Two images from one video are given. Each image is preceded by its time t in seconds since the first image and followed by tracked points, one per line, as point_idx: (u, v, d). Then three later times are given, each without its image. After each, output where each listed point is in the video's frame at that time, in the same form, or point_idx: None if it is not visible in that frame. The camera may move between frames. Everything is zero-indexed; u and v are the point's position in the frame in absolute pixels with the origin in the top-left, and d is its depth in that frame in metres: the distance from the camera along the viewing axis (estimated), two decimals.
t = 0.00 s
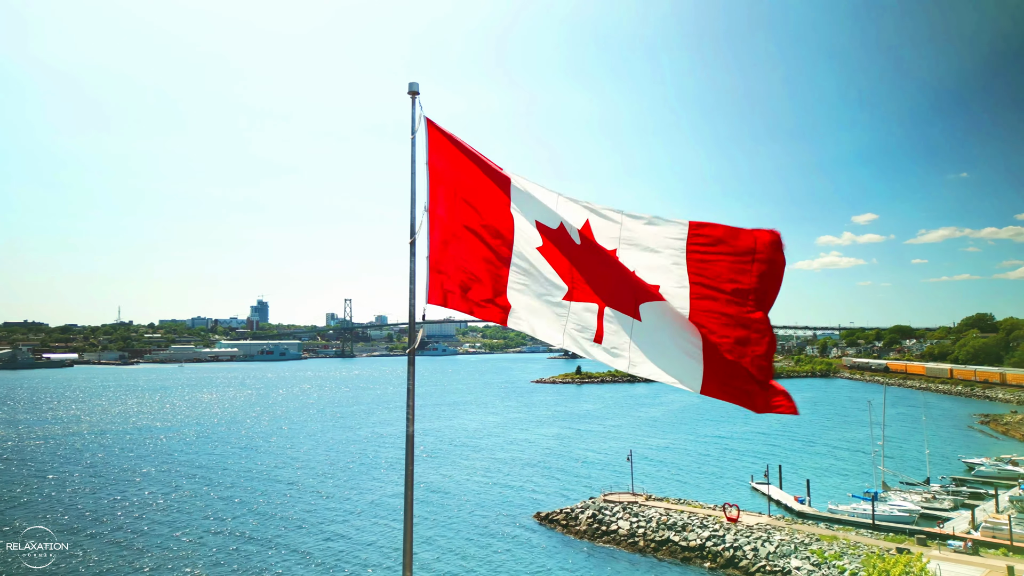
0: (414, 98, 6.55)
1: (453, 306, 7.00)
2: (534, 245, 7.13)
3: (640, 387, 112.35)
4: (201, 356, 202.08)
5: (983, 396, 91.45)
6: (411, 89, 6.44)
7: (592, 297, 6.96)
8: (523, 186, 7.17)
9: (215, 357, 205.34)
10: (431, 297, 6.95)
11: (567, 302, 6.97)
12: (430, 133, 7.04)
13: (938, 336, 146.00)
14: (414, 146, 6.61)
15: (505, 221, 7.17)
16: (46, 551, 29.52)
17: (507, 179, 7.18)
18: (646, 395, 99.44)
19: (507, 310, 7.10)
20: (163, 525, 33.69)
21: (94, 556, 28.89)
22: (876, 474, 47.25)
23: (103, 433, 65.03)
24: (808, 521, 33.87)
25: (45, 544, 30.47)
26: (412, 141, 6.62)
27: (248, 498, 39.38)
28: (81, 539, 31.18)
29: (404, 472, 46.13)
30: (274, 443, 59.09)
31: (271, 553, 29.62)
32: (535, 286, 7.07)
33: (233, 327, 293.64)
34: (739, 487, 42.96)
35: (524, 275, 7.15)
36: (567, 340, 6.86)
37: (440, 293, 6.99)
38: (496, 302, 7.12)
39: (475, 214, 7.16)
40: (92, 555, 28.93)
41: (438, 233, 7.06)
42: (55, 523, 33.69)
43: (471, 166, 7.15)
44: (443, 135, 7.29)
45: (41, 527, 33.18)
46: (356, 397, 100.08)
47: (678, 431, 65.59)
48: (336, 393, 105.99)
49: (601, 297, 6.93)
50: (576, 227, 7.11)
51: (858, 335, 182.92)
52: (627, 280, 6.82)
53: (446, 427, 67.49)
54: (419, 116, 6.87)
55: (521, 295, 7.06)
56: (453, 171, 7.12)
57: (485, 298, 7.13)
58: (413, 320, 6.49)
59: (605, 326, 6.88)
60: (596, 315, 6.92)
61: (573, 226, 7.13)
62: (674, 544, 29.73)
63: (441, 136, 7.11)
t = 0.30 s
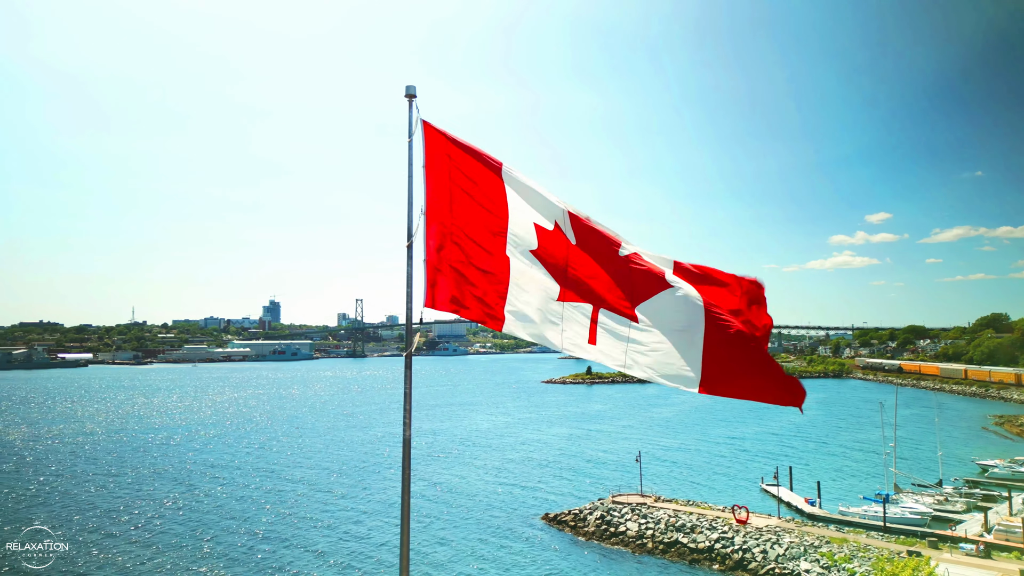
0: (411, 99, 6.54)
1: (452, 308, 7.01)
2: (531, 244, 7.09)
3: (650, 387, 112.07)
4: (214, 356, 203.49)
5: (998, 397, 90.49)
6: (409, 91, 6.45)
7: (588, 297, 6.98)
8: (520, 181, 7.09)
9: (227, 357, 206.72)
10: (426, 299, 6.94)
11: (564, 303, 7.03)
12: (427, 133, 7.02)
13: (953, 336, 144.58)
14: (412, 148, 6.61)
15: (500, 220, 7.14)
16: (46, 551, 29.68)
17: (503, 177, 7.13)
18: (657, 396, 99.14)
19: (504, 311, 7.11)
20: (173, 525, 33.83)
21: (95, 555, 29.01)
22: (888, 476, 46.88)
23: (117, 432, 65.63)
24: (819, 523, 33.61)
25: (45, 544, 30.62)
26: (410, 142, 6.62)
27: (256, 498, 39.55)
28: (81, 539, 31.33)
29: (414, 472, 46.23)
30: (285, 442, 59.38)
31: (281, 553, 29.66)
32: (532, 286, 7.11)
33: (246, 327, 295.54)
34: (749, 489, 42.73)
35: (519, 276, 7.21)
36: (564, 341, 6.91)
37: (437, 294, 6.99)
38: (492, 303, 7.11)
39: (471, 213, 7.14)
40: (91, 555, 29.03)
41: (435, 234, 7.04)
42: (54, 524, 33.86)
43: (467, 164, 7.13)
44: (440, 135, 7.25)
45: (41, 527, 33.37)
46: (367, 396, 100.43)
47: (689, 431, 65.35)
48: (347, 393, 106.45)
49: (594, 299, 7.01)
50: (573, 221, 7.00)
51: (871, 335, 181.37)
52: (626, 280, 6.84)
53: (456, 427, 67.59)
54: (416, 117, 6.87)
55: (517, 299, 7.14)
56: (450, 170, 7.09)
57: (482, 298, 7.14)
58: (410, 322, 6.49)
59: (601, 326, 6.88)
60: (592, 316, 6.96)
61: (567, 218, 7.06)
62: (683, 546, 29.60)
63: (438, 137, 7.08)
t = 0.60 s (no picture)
0: (407, 105, 6.52)
1: (447, 314, 7.01)
2: (526, 249, 6.97)
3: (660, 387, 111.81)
4: (225, 356, 204.94)
5: (1011, 398, 89.53)
6: (406, 95, 6.42)
7: (581, 303, 6.79)
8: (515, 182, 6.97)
9: (238, 357, 208.07)
10: (422, 304, 6.99)
11: (558, 310, 6.88)
12: (422, 136, 6.99)
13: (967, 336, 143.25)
14: (408, 153, 6.59)
15: (495, 224, 7.10)
16: (47, 551, 29.85)
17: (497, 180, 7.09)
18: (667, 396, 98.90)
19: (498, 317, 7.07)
20: (182, 525, 34.00)
21: (94, 555, 29.13)
22: (898, 477, 46.48)
23: (129, 431, 66.23)
24: (829, 525, 33.38)
25: (46, 544, 30.82)
26: (406, 147, 6.59)
27: (264, 497, 39.75)
28: (80, 539, 31.48)
29: (422, 473, 46.38)
30: (295, 442, 59.66)
31: (289, 553, 29.73)
32: (526, 291, 6.99)
33: (257, 328, 297.29)
34: (758, 490, 42.47)
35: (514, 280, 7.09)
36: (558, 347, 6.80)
37: (433, 299, 7.05)
38: (488, 308, 7.11)
39: (466, 218, 7.13)
40: (89, 556, 29.12)
41: (430, 240, 7.09)
42: (54, 524, 34.03)
43: (463, 170, 7.09)
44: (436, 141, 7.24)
45: (41, 527, 33.55)
46: (377, 396, 100.82)
47: (698, 432, 65.19)
48: (357, 393, 106.90)
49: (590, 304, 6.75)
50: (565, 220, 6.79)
51: (883, 335, 179.94)
52: (620, 282, 6.59)
53: (466, 427, 67.67)
54: (412, 122, 6.86)
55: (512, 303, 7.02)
56: (446, 178, 7.12)
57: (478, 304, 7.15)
58: (407, 327, 6.51)
59: (595, 332, 6.72)
60: (586, 323, 6.77)
61: (559, 218, 6.84)
62: (691, 547, 29.47)
63: (434, 140, 7.07)
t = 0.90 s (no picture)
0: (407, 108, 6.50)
1: (446, 316, 7.02)
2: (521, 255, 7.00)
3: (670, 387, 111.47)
4: (237, 356, 205.96)
5: None
6: (405, 99, 6.41)
7: (574, 311, 6.84)
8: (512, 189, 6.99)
9: (250, 357, 209.13)
10: (421, 306, 7.02)
11: (551, 316, 6.93)
12: (423, 139, 6.99)
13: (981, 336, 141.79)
14: (407, 156, 6.58)
15: (490, 230, 7.08)
16: (46, 551, 29.97)
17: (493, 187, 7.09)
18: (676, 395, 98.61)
19: (494, 321, 7.08)
20: (191, 524, 34.17)
21: (92, 556, 29.20)
22: (909, 479, 46.09)
23: (141, 431, 66.71)
24: (838, 527, 33.15)
25: (45, 544, 30.94)
26: (405, 150, 6.58)
27: (271, 497, 39.92)
28: (80, 539, 31.59)
29: (430, 472, 46.47)
30: (305, 442, 59.92)
31: (297, 553, 29.78)
32: (520, 297, 7.04)
33: (268, 328, 298.74)
34: (767, 491, 42.24)
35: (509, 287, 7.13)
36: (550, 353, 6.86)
37: (431, 301, 7.06)
38: (481, 312, 7.12)
39: (466, 220, 7.11)
40: (89, 556, 29.19)
41: (431, 244, 7.06)
42: (54, 524, 34.17)
43: (463, 174, 7.07)
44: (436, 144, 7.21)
45: (40, 527, 33.71)
46: (388, 396, 101.11)
47: (708, 432, 64.92)
48: (367, 393, 107.23)
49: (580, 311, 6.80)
50: (558, 229, 6.81)
51: (895, 335, 178.45)
52: (608, 295, 6.60)
53: (476, 427, 67.72)
54: (413, 124, 6.83)
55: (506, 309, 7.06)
56: (447, 179, 7.10)
57: (475, 308, 7.15)
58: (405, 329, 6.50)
59: (586, 341, 6.76)
60: (577, 331, 6.81)
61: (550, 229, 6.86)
62: (699, 549, 29.35)
63: (434, 143, 7.03)
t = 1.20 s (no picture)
0: (407, 112, 6.52)
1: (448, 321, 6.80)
2: (522, 259, 7.09)
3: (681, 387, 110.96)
4: (249, 356, 206.86)
5: None
6: (406, 104, 6.45)
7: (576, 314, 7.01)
8: (508, 197, 7.08)
9: (262, 357, 210.21)
10: (423, 309, 6.78)
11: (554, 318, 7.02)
12: (422, 144, 6.95)
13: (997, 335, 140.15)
14: (407, 160, 6.56)
15: (491, 235, 7.13)
16: (47, 552, 30.09)
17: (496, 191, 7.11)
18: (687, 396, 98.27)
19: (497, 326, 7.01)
20: (199, 524, 34.32)
21: (92, 556, 29.28)
22: (921, 480, 45.66)
23: (153, 431, 67.16)
24: (849, 528, 32.91)
25: (45, 545, 31.06)
26: (405, 154, 6.59)
27: (280, 496, 40.08)
28: (80, 540, 31.70)
29: (440, 472, 46.56)
30: (315, 441, 60.16)
31: (305, 553, 29.85)
32: (522, 302, 7.07)
33: (280, 328, 300.16)
34: (778, 492, 42.03)
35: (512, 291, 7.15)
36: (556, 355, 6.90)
37: (433, 304, 6.82)
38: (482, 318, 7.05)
39: (467, 225, 7.09)
40: (89, 556, 29.30)
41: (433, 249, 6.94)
42: (54, 524, 34.33)
43: (464, 180, 7.08)
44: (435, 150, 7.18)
45: (41, 527, 33.89)
46: (398, 396, 101.31)
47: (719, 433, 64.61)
48: (378, 392, 107.50)
49: (586, 314, 6.98)
50: (552, 238, 7.08)
51: (909, 335, 176.67)
52: (603, 304, 6.95)
53: (487, 428, 67.71)
54: (412, 131, 6.82)
55: (509, 313, 7.04)
56: (446, 185, 7.04)
57: (478, 314, 7.06)
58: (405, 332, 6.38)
59: (592, 343, 6.90)
60: (583, 335, 6.93)
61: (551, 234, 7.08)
62: (709, 550, 29.22)
63: (435, 148, 7.01)
